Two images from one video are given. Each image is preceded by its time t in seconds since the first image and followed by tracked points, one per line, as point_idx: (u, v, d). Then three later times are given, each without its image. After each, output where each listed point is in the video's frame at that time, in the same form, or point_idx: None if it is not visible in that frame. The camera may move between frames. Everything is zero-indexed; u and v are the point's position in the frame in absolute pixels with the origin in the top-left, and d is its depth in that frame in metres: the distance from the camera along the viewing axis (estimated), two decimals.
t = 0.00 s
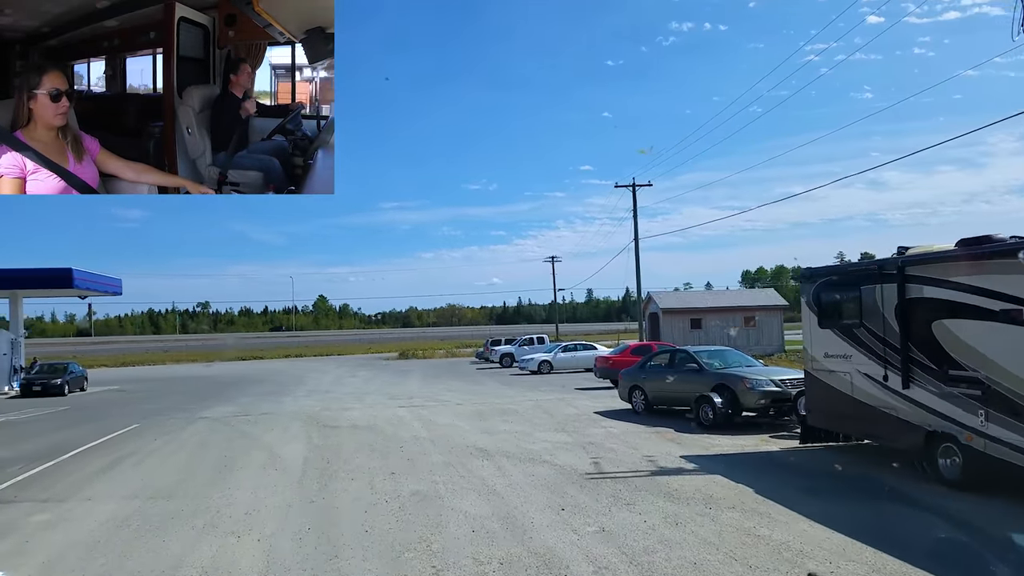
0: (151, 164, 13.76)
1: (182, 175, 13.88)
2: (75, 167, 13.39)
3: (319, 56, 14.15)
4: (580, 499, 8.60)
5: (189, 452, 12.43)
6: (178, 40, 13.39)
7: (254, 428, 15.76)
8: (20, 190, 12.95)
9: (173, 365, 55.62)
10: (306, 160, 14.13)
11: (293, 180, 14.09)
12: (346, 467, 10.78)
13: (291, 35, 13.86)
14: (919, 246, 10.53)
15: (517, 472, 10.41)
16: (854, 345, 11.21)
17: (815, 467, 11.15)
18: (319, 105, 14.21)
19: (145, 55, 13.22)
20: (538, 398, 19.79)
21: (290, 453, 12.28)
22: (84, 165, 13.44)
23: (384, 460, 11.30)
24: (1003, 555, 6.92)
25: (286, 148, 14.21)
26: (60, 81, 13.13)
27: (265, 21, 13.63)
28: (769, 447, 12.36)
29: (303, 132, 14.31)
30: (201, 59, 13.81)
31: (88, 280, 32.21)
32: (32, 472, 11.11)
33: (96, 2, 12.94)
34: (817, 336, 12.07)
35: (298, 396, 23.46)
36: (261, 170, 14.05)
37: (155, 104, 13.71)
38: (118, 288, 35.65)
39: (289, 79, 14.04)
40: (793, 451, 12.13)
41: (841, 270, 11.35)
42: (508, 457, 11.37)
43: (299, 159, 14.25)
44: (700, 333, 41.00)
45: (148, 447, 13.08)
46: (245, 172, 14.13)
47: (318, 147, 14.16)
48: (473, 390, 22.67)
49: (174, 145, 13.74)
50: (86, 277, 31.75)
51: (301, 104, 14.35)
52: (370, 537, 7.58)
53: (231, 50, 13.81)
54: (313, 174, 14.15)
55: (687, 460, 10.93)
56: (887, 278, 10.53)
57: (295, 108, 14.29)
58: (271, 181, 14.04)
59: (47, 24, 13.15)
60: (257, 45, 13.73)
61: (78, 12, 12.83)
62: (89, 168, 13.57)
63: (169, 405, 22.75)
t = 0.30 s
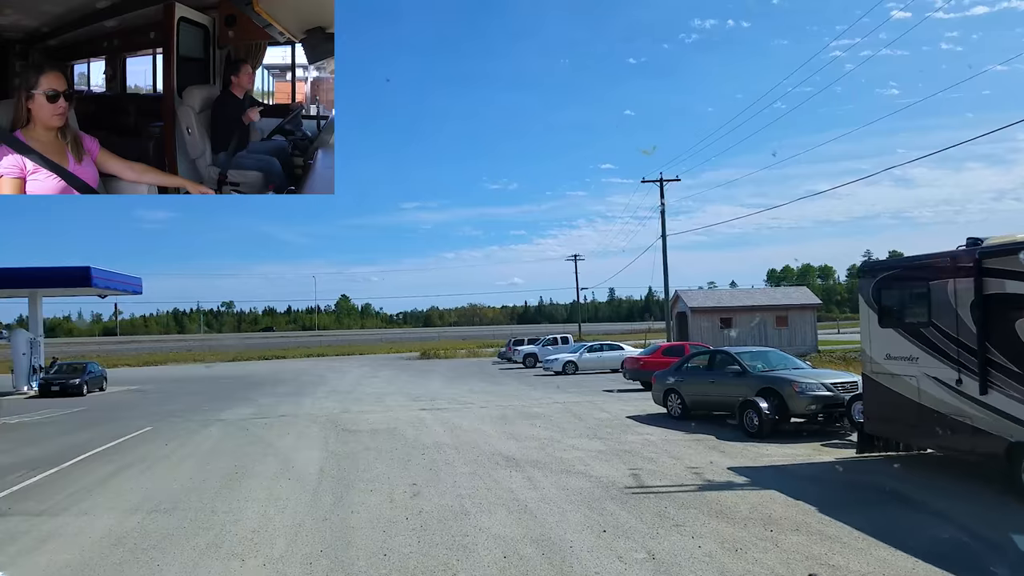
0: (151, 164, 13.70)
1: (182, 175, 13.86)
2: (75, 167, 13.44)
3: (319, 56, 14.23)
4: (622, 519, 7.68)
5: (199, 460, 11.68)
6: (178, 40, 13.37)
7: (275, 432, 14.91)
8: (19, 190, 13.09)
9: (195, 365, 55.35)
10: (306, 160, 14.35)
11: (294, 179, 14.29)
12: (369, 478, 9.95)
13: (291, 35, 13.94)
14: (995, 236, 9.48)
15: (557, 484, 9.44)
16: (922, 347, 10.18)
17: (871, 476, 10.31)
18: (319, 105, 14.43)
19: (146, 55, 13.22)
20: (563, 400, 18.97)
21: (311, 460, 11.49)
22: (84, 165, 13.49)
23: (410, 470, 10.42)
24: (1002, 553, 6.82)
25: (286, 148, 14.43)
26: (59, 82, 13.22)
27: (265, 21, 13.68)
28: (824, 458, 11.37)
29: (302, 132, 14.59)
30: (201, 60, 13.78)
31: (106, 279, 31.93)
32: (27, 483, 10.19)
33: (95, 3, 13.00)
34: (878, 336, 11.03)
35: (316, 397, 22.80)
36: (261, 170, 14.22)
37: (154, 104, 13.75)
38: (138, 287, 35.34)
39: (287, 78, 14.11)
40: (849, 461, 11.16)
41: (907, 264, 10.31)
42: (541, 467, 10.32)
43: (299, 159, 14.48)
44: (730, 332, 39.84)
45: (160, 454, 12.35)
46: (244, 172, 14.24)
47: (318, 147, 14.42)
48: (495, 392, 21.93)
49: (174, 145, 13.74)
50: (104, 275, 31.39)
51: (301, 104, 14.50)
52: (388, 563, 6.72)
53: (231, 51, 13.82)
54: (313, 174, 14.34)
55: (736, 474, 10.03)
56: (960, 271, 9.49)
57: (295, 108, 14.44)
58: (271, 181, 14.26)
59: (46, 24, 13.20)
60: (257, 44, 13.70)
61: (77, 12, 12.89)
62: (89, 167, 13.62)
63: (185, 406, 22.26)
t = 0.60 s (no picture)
0: (150, 164, 13.45)
1: (182, 175, 13.57)
2: (75, 167, 13.20)
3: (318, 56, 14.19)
4: (672, 542, 6.77)
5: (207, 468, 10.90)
6: (178, 40, 13.08)
7: (297, 437, 13.96)
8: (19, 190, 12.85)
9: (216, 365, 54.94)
10: (305, 160, 14.18)
11: (294, 180, 14.08)
12: (389, 491, 9.05)
13: (291, 35, 13.89)
14: None
15: (601, 501, 8.42)
16: (1001, 346, 9.12)
17: (947, 491, 9.17)
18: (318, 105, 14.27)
19: (146, 55, 12.93)
20: (589, 401, 18.12)
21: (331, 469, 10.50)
22: (84, 165, 13.25)
23: (435, 483, 9.41)
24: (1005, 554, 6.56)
25: (285, 148, 14.21)
26: (60, 82, 12.96)
27: (264, 21, 13.51)
28: (888, 469, 10.33)
29: (302, 132, 14.41)
30: (201, 60, 13.49)
31: (124, 278, 31.50)
32: (28, 492, 9.63)
33: (95, 2, 12.70)
34: (950, 336, 9.94)
35: (334, 399, 22.07)
36: (261, 170, 13.87)
37: (154, 105, 13.48)
38: (157, 287, 34.99)
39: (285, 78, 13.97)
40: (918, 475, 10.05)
41: (984, 254, 9.27)
42: (574, 477, 9.38)
43: (299, 159, 14.28)
44: (761, 331, 38.60)
45: (167, 461, 11.61)
46: (244, 171, 13.88)
47: (318, 147, 14.31)
48: (518, 393, 21.10)
49: (174, 145, 13.45)
50: (122, 274, 30.96)
51: (300, 106, 14.28)
52: None
53: (231, 51, 13.53)
54: (313, 174, 14.21)
55: (800, 491, 9.02)
56: None
57: (295, 109, 14.22)
58: (271, 181, 13.98)
59: (46, 24, 12.90)
60: (256, 44, 13.48)
61: (77, 12, 12.61)
62: (89, 167, 13.39)
63: (201, 408, 21.66)
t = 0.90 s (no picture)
0: (150, 165, 13.38)
1: (182, 176, 13.47)
2: (75, 167, 12.99)
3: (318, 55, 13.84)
4: None
5: (215, 481, 10.11)
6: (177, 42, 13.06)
7: (318, 443, 12.95)
8: (19, 189, 12.52)
9: (237, 366, 54.64)
10: (305, 160, 13.88)
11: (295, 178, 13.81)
12: (408, 509, 8.13)
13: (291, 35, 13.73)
14: None
15: (645, 520, 7.39)
16: None
17: None
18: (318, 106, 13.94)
19: (146, 55, 12.91)
20: (618, 404, 17.23)
21: (345, 482, 9.60)
22: (84, 165, 13.05)
23: (460, 501, 8.35)
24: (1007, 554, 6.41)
25: (285, 147, 13.95)
26: (61, 82, 12.89)
27: (265, 21, 13.38)
28: (960, 482, 9.27)
29: (303, 132, 14.09)
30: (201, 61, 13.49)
31: (142, 280, 31.09)
32: (23, 508, 8.91)
33: (95, 2, 12.65)
34: None
35: (351, 402, 21.27)
36: (261, 171, 13.65)
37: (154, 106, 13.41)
38: (175, 288, 34.50)
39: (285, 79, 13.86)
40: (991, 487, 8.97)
41: None
42: (613, 494, 8.44)
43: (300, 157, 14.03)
44: (793, 329, 37.30)
45: (173, 471, 10.83)
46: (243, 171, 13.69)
47: (318, 147, 13.95)
48: (542, 395, 20.22)
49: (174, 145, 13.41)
50: (138, 274, 30.45)
51: (301, 107, 14.03)
52: None
53: (231, 50, 13.43)
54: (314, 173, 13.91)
55: (871, 509, 7.99)
56: None
57: (296, 110, 13.97)
58: (270, 181, 13.73)
59: (46, 24, 12.79)
60: (255, 45, 13.45)
61: (76, 12, 12.55)
62: (89, 167, 13.18)
63: (216, 411, 21.04)
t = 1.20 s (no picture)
0: (150, 165, 15.33)
1: (182, 174, 15.43)
2: (76, 166, 14.72)
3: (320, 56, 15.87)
4: None
5: (216, 493, 9.35)
6: (178, 41, 15.24)
7: (332, 453, 12.01)
8: (20, 188, 14.09)
9: (259, 368, 54.37)
10: (305, 160, 15.88)
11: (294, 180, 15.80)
12: (426, 535, 7.16)
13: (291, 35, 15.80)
14: None
15: (695, 550, 6.46)
16: None
17: None
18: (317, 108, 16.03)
19: (146, 55, 15.06)
20: (645, 408, 16.40)
21: (357, 501, 8.67)
22: (84, 164, 14.79)
23: (485, 524, 7.37)
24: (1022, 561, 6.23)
25: (286, 148, 15.95)
26: (60, 81, 14.74)
27: (265, 21, 15.60)
28: None
29: (303, 133, 16.08)
30: (201, 59, 15.74)
31: (158, 281, 30.68)
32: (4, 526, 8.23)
33: (97, 3, 14.65)
34: None
35: (367, 405, 20.65)
36: (261, 170, 15.71)
37: (152, 105, 15.45)
38: (192, 288, 34.06)
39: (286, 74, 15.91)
40: None
41: None
42: (656, 517, 7.46)
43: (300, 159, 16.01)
44: (825, 329, 36.11)
45: (174, 482, 10.12)
46: (243, 172, 15.76)
47: (318, 148, 15.90)
48: (564, 398, 19.46)
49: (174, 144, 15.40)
50: (153, 274, 29.97)
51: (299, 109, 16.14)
52: None
53: (230, 51, 15.70)
54: (312, 173, 15.88)
55: (959, 538, 6.95)
56: None
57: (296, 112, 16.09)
58: (270, 180, 15.73)
59: (46, 25, 14.65)
60: (256, 44, 15.64)
61: (77, 11, 14.45)
62: (89, 166, 14.92)
63: (228, 413, 20.54)
